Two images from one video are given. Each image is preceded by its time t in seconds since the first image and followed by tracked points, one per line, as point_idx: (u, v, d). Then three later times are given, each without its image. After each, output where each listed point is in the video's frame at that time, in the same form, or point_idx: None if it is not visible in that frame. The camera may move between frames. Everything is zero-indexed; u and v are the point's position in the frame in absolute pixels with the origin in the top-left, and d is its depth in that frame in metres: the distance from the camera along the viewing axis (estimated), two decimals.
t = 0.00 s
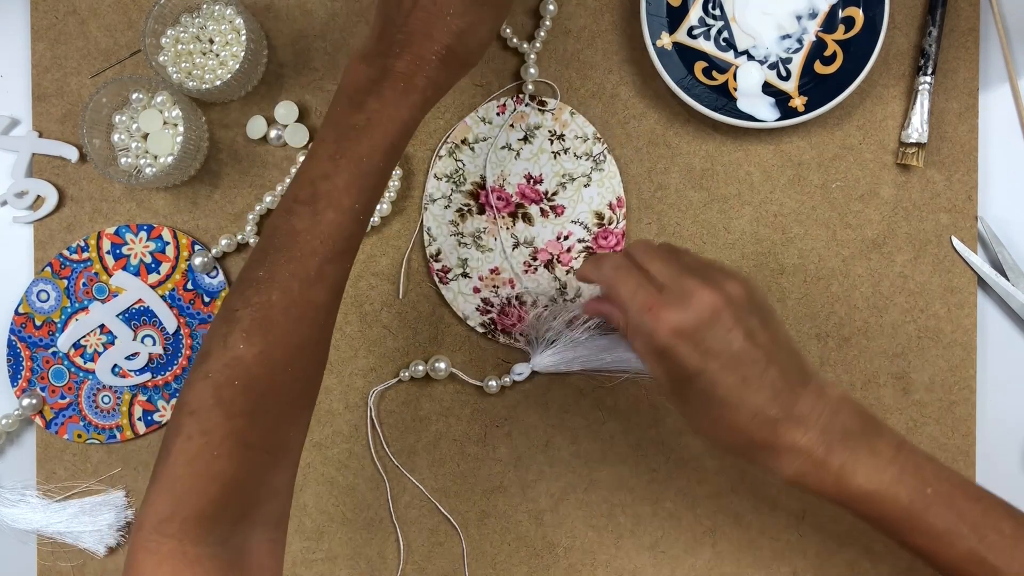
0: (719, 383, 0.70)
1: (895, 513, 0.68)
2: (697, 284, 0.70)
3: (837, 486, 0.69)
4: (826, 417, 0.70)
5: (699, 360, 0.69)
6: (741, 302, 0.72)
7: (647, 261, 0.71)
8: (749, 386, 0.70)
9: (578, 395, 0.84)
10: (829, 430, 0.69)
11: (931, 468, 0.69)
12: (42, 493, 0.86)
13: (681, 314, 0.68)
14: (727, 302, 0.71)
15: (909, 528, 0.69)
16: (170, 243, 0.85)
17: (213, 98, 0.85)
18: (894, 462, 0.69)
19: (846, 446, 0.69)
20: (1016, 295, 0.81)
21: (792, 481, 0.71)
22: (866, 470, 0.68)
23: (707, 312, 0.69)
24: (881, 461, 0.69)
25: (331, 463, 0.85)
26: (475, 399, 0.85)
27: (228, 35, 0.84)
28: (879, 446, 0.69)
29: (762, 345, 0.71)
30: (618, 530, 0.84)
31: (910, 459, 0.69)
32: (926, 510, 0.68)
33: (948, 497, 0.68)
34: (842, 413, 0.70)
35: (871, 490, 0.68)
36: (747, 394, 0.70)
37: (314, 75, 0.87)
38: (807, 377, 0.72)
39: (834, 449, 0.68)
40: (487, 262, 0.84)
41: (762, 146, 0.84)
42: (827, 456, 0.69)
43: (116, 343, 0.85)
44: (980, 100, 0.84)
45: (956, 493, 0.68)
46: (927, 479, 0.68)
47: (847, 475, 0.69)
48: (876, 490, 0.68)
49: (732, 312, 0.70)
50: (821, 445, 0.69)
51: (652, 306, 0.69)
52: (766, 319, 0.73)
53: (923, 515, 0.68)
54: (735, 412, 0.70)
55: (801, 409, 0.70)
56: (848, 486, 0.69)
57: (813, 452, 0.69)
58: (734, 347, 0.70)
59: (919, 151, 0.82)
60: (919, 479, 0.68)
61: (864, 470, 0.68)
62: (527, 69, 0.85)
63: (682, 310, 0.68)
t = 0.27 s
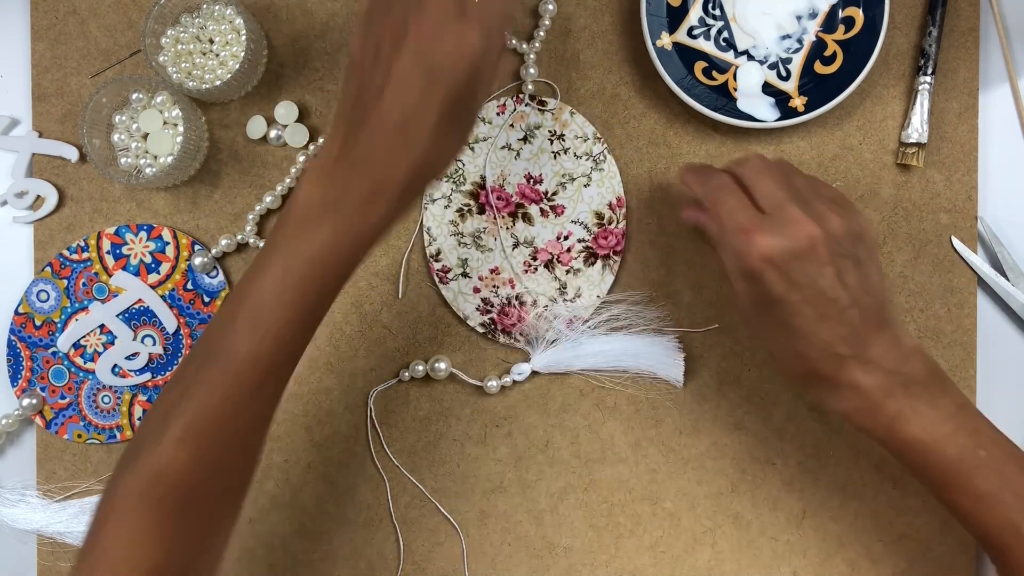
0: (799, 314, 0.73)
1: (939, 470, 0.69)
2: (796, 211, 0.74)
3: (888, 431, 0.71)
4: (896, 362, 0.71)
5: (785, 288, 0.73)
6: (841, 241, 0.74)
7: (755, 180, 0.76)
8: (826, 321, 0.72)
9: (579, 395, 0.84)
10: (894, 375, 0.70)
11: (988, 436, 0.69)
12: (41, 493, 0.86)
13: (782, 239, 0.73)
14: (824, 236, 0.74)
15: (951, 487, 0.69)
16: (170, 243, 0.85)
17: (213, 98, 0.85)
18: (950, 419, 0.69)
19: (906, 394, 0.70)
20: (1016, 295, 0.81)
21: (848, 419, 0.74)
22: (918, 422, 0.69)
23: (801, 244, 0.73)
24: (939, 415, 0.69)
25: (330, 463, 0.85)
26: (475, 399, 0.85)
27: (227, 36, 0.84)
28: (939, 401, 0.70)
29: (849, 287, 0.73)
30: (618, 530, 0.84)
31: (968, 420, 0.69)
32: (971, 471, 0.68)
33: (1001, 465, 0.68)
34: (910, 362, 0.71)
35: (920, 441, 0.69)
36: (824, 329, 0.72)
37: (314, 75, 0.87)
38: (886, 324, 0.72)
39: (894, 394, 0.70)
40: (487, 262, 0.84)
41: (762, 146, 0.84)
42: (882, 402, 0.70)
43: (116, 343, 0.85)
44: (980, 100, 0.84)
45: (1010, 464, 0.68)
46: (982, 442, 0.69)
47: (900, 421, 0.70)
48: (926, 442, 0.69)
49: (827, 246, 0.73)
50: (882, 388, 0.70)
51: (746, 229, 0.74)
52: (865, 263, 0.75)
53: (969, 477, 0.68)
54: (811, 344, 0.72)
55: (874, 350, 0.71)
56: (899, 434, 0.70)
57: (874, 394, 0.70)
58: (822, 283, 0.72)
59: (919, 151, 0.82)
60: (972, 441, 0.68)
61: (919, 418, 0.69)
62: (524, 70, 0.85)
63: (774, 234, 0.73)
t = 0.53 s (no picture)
0: (828, 341, 0.75)
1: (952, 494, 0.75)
2: (842, 240, 0.73)
3: (907, 457, 0.76)
4: (917, 392, 0.75)
5: (818, 315, 0.74)
6: (879, 274, 0.75)
7: (814, 195, 0.74)
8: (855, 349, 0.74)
9: (579, 395, 0.84)
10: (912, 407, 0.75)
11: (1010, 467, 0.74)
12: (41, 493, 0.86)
13: (827, 266, 0.73)
14: (866, 267, 0.74)
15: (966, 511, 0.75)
16: (170, 243, 0.85)
17: (213, 98, 0.85)
18: (971, 448, 0.74)
19: (926, 423, 0.75)
20: (1016, 295, 0.81)
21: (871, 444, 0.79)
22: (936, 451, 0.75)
23: (844, 270, 0.73)
24: (960, 444, 0.75)
25: (331, 463, 0.85)
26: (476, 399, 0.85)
27: (227, 35, 0.84)
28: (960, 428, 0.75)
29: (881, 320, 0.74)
30: (618, 530, 0.84)
31: (988, 452, 0.74)
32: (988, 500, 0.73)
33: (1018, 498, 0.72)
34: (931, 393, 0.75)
35: (938, 467, 0.75)
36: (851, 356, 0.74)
37: (314, 75, 0.87)
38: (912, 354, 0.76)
39: (912, 421, 0.75)
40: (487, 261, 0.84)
41: (762, 146, 0.84)
42: (903, 430, 0.75)
43: (116, 343, 0.85)
44: (980, 100, 0.84)
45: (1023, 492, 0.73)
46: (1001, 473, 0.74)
47: (920, 447, 0.75)
48: (945, 468, 0.75)
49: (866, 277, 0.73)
50: (902, 418, 0.75)
51: (791, 251, 0.73)
52: (895, 298, 0.75)
53: (982, 504, 0.73)
54: (841, 370, 0.75)
55: (894, 380, 0.75)
56: (917, 458, 0.76)
57: (891, 423, 0.76)
58: (850, 316, 0.74)
59: (920, 151, 0.82)
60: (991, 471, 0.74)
61: (937, 447, 0.75)
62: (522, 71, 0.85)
63: (817, 262, 0.73)
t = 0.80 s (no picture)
0: (709, 455, 0.73)
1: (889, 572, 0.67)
2: (680, 360, 0.74)
3: (831, 548, 0.70)
4: (823, 476, 0.71)
5: (690, 436, 0.74)
6: (741, 377, 0.76)
7: (642, 311, 0.76)
8: (739, 456, 0.72)
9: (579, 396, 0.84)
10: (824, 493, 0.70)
11: (931, 526, 0.68)
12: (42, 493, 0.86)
13: (692, 369, 0.74)
14: (710, 381, 0.74)
15: None
16: (170, 243, 0.85)
17: (213, 98, 0.85)
18: (890, 522, 0.68)
19: (840, 506, 0.69)
20: (1016, 295, 0.81)
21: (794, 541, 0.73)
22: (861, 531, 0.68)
23: (687, 389, 0.73)
24: (879, 520, 0.68)
25: (331, 463, 0.85)
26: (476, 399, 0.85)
27: (227, 36, 0.84)
28: (872, 506, 0.69)
29: (750, 420, 0.73)
30: (618, 530, 0.84)
31: (907, 519, 0.68)
32: (920, 569, 0.67)
33: (947, 560, 0.66)
34: (836, 475, 0.71)
35: (865, 549, 0.68)
36: (737, 465, 0.72)
37: (314, 75, 0.87)
38: (804, 443, 0.73)
39: (827, 512, 0.69)
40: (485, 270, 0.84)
41: (762, 146, 0.84)
42: (818, 517, 0.69)
43: (116, 343, 0.85)
44: (980, 100, 0.84)
45: (956, 551, 0.67)
46: (926, 537, 0.67)
47: (838, 536, 0.69)
48: (869, 547, 0.68)
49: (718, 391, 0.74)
50: (814, 506, 0.70)
51: (637, 389, 0.74)
52: (762, 395, 0.75)
53: None
54: (725, 479, 0.73)
55: (796, 471, 0.71)
56: (841, 546, 0.69)
57: (806, 514, 0.70)
58: (720, 425, 0.73)
59: (919, 151, 0.82)
60: (917, 537, 0.67)
61: (859, 528, 0.68)
62: (517, 75, 0.85)
63: (664, 391, 0.73)
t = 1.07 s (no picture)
0: (776, 520, 0.72)
1: None
2: (749, 415, 0.75)
3: None
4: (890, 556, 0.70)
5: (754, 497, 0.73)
6: (807, 447, 0.76)
7: (711, 376, 0.78)
8: (804, 525, 0.71)
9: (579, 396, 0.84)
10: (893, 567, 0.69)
11: None
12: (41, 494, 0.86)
13: (762, 425, 0.75)
14: (781, 441, 0.75)
15: None
16: (170, 243, 0.85)
17: (213, 98, 0.85)
18: None
19: None
20: (1016, 295, 0.81)
21: None
22: None
23: (758, 447, 0.74)
24: None
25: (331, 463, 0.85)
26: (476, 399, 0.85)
27: (227, 35, 0.84)
28: None
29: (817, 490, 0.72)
30: (617, 530, 0.84)
31: None
32: None
33: None
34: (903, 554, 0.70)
35: None
36: (802, 534, 0.71)
37: (314, 75, 0.86)
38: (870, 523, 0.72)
39: None
40: (502, 271, 0.84)
41: (762, 147, 0.84)
42: None
43: (116, 343, 0.85)
44: (981, 100, 0.84)
45: None
46: None
47: None
48: None
49: (790, 453, 0.74)
50: None
51: (705, 441, 0.74)
52: (830, 465, 0.75)
53: None
54: (790, 551, 0.71)
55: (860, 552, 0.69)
56: None
57: None
58: (786, 490, 0.72)
59: (919, 151, 0.82)
60: None
61: None
62: (517, 75, 0.85)
63: (731, 444, 0.74)
